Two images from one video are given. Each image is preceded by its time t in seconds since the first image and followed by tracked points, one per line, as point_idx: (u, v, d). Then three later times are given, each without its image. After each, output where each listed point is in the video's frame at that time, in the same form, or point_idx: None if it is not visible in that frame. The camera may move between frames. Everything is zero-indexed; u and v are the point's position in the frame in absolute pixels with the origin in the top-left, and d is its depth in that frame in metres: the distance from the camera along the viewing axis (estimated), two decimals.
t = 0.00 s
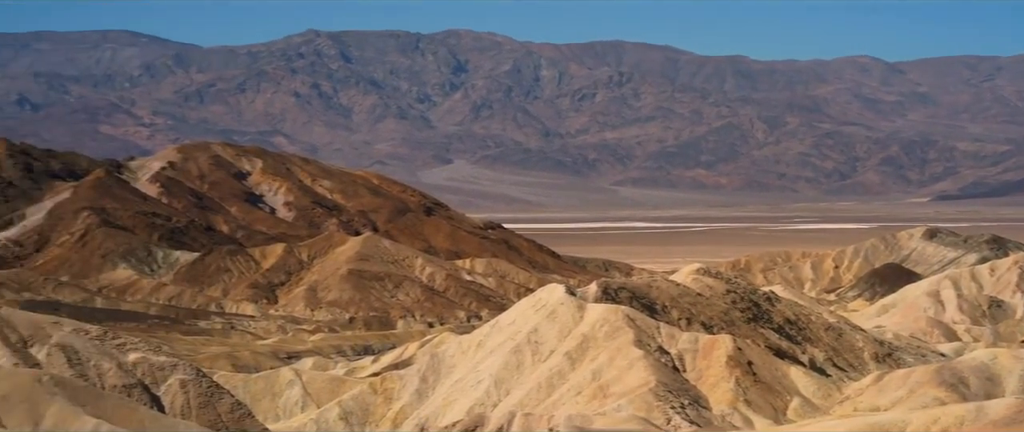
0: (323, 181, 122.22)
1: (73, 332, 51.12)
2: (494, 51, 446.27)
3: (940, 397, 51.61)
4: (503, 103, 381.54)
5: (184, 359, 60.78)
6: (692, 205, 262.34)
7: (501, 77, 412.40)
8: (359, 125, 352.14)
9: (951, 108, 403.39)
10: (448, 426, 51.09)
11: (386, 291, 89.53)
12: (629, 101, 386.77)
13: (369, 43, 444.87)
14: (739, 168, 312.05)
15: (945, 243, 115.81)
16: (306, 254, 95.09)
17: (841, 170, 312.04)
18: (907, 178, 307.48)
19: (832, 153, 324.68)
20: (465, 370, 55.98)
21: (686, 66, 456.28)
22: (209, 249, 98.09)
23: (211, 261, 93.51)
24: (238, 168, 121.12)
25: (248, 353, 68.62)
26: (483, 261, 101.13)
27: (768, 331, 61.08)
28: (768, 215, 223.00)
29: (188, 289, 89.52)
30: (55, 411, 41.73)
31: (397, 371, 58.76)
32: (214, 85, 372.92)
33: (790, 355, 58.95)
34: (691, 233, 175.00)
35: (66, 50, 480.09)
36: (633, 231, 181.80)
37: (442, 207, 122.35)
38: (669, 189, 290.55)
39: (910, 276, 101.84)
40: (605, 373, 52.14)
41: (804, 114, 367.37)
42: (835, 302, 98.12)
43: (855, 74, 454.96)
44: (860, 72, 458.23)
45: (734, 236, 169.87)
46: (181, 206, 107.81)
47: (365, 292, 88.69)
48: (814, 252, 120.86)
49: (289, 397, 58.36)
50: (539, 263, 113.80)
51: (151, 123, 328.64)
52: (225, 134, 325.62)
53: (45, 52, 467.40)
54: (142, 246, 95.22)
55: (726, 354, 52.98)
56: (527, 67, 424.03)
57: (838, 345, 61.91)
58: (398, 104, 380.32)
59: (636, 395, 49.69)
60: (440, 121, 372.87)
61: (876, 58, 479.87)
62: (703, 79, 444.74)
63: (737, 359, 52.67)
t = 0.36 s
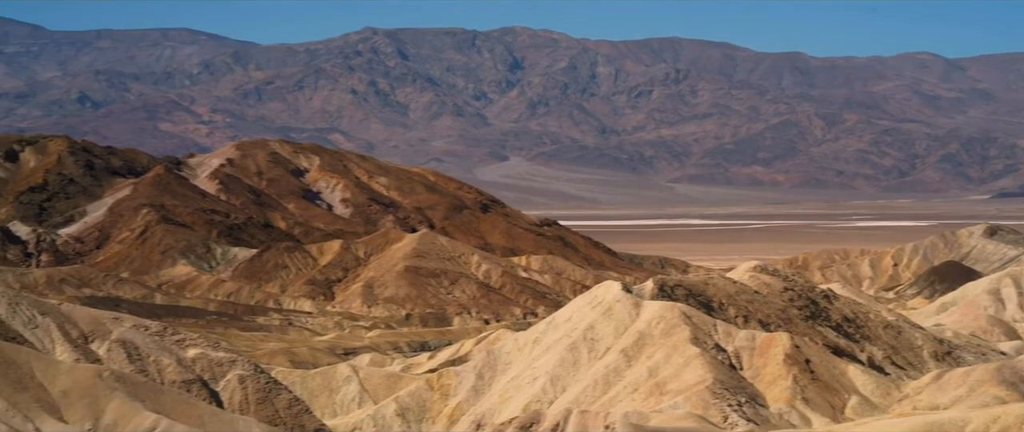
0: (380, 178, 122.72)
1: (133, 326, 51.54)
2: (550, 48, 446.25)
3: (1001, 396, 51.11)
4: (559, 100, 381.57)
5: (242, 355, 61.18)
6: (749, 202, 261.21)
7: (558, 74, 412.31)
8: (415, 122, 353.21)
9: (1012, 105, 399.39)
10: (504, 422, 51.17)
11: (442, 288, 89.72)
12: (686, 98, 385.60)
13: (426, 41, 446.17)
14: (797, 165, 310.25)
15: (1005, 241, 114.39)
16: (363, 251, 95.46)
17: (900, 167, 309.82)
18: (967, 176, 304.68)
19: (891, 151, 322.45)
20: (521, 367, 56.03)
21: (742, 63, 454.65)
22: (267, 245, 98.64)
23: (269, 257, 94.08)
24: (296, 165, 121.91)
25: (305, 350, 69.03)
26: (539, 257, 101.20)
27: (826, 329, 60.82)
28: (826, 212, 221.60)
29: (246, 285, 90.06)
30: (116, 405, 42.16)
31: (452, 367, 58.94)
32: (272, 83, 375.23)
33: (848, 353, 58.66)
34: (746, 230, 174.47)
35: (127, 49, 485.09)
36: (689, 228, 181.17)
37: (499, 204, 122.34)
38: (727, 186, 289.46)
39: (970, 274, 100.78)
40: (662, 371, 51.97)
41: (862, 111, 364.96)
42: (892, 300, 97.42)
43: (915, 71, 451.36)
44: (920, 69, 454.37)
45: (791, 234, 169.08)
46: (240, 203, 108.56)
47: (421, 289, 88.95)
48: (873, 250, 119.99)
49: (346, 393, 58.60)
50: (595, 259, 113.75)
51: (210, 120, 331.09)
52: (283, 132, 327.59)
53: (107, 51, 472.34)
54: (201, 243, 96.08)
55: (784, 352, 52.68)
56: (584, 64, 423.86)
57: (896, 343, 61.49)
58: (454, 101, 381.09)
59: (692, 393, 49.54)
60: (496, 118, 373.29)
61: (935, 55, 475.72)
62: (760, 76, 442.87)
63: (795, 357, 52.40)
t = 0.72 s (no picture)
0: (425, 171, 122.96)
1: (181, 319, 51.91)
2: (595, 40, 445.57)
3: None
4: (604, 93, 380.91)
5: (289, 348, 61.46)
6: (795, 194, 259.93)
7: (603, 67, 411.70)
8: (460, 115, 353.50)
9: None
10: (550, 414, 51.22)
11: (487, 281, 89.86)
12: (732, 90, 384.15)
13: (471, 34, 446.48)
14: (843, 157, 308.37)
15: None
16: (408, 244, 95.65)
17: (948, 159, 307.51)
18: (1016, 167, 301.97)
19: (939, 142, 320.24)
20: (567, 359, 56.06)
21: (789, 54, 452.56)
22: (313, 238, 99.06)
23: (315, 250, 94.42)
24: (342, 158, 122.35)
25: (351, 343, 69.27)
26: (585, 250, 101.05)
27: (874, 321, 60.55)
28: (873, 205, 220.14)
29: (292, 278, 90.45)
30: (165, 397, 42.42)
31: (498, 360, 59.06)
32: (318, 76, 376.54)
33: (896, 345, 58.38)
34: (792, 223, 173.65)
35: (175, 43, 487.93)
36: (736, 221, 180.32)
37: (544, 197, 122.27)
38: (773, 178, 288.14)
39: (1019, 266, 100.00)
40: (708, 363, 51.85)
41: (910, 103, 362.42)
42: (941, 292, 96.89)
43: (964, 61, 447.66)
44: (969, 59, 450.60)
45: (837, 226, 168.05)
46: (287, 196, 109.04)
47: (466, 281, 89.13)
48: (920, 242, 119.27)
49: (393, 386, 58.78)
50: (641, 252, 113.49)
51: (256, 114, 332.56)
52: (328, 125, 328.67)
53: (154, 45, 475.24)
54: (248, 236, 96.51)
55: (831, 345, 52.44)
56: (629, 56, 423.23)
57: (945, 336, 61.18)
58: (499, 94, 381.19)
59: (738, 385, 49.44)
60: (541, 111, 373.04)
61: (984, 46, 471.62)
62: (806, 67, 440.72)
63: (843, 350, 52.10)
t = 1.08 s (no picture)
0: (474, 164, 123.12)
1: (232, 311, 52.22)
2: (645, 32, 444.43)
3: None
4: (654, 86, 379.98)
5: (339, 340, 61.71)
6: (847, 187, 258.52)
7: (653, 59, 410.78)
8: (509, 107, 353.66)
9: None
10: (599, 406, 51.25)
11: (536, 273, 89.93)
12: (782, 82, 382.46)
13: (521, 26, 446.43)
14: (895, 149, 306.06)
15: None
16: (457, 236, 95.75)
17: (1002, 151, 304.79)
18: None
19: (993, 134, 317.66)
20: (616, 351, 56.00)
21: (840, 46, 449.89)
22: (363, 231, 99.43)
23: (365, 242, 94.72)
24: (391, 151, 122.73)
25: (400, 334, 69.51)
26: (634, 243, 100.84)
27: (926, 315, 60.20)
28: (926, 197, 218.62)
29: (341, 270, 90.84)
30: (217, 389, 42.72)
31: (547, 352, 59.04)
32: (368, 69, 377.61)
33: (948, 338, 57.99)
34: (845, 215, 172.51)
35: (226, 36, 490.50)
36: (787, 213, 179.57)
37: (593, 189, 122.09)
38: (824, 171, 286.69)
39: None
40: (758, 356, 51.64)
41: (963, 95, 359.47)
42: (993, 285, 96.41)
43: (1019, 51, 443.10)
44: None
45: (890, 219, 166.94)
46: (336, 189, 109.44)
47: (515, 274, 89.24)
48: (974, 235, 118.24)
49: (442, 377, 58.90)
50: (690, 245, 113.18)
51: (307, 106, 333.92)
52: (378, 117, 329.66)
53: (206, 38, 478.28)
54: (298, 228, 96.90)
55: (882, 338, 52.11)
56: (679, 48, 422.25)
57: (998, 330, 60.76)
58: (548, 87, 381.00)
59: (788, 379, 49.27)
60: (591, 103, 372.60)
61: None
62: (858, 59, 437.89)
63: (894, 343, 51.74)
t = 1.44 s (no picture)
0: (521, 159, 123.19)
1: (280, 306, 52.42)
2: (694, 28, 442.64)
3: None
4: (702, 81, 378.58)
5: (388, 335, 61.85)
6: (897, 183, 256.75)
7: (701, 55, 409.24)
8: (557, 103, 353.25)
9: None
10: (647, 403, 51.19)
11: (583, 269, 89.91)
12: (832, 78, 380.27)
13: (569, 22, 445.70)
14: (946, 145, 303.32)
15: None
16: (504, 233, 95.78)
17: None
18: None
19: None
20: (664, 347, 55.86)
21: (890, 41, 446.56)
22: (411, 227, 99.66)
23: (413, 238, 94.92)
24: (439, 147, 122.95)
25: (448, 330, 69.60)
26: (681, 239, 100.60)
27: (976, 312, 59.74)
28: (976, 194, 216.78)
29: (389, 266, 91.13)
30: (265, 383, 42.89)
31: (594, 349, 58.94)
32: (415, 65, 378.09)
33: (998, 336, 57.56)
34: (895, 212, 171.06)
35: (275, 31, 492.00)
36: (836, 209, 178.49)
37: (640, 185, 121.77)
38: (873, 167, 284.81)
39: None
40: (806, 353, 51.37)
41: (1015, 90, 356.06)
42: None
43: None
44: None
45: (942, 214, 165.49)
46: (384, 184, 109.80)
47: (562, 270, 89.23)
48: None
49: (489, 374, 58.92)
50: (738, 241, 112.71)
51: (355, 102, 334.77)
52: (426, 114, 330.29)
53: (255, 34, 480.13)
54: (346, 224, 97.22)
55: (932, 334, 51.75)
56: (727, 43, 420.60)
57: None
58: (596, 83, 380.32)
59: (837, 376, 49.03)
60: (639, 99, 371.75)
61: None
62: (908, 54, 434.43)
63: (943, 340, 51.41)
